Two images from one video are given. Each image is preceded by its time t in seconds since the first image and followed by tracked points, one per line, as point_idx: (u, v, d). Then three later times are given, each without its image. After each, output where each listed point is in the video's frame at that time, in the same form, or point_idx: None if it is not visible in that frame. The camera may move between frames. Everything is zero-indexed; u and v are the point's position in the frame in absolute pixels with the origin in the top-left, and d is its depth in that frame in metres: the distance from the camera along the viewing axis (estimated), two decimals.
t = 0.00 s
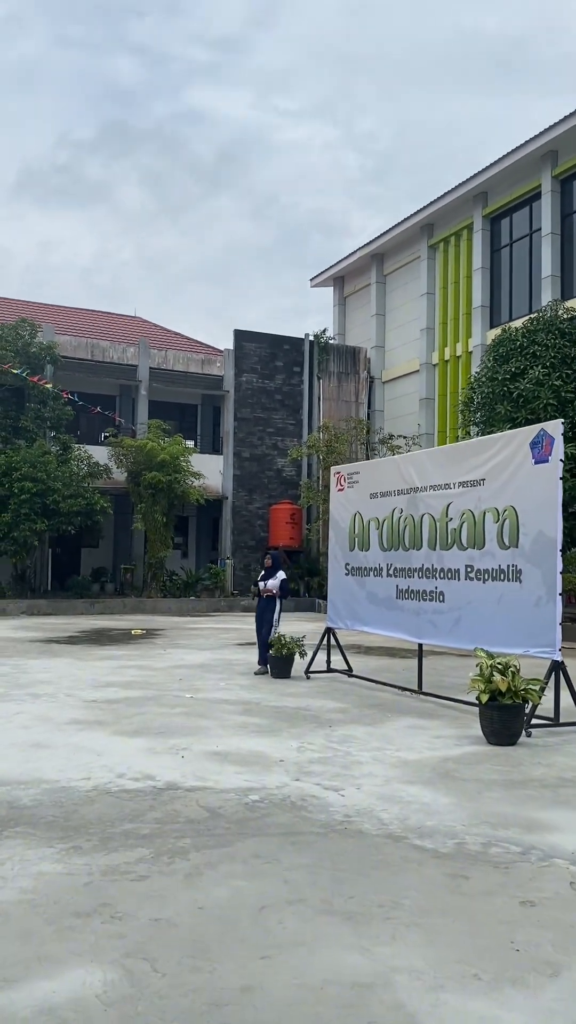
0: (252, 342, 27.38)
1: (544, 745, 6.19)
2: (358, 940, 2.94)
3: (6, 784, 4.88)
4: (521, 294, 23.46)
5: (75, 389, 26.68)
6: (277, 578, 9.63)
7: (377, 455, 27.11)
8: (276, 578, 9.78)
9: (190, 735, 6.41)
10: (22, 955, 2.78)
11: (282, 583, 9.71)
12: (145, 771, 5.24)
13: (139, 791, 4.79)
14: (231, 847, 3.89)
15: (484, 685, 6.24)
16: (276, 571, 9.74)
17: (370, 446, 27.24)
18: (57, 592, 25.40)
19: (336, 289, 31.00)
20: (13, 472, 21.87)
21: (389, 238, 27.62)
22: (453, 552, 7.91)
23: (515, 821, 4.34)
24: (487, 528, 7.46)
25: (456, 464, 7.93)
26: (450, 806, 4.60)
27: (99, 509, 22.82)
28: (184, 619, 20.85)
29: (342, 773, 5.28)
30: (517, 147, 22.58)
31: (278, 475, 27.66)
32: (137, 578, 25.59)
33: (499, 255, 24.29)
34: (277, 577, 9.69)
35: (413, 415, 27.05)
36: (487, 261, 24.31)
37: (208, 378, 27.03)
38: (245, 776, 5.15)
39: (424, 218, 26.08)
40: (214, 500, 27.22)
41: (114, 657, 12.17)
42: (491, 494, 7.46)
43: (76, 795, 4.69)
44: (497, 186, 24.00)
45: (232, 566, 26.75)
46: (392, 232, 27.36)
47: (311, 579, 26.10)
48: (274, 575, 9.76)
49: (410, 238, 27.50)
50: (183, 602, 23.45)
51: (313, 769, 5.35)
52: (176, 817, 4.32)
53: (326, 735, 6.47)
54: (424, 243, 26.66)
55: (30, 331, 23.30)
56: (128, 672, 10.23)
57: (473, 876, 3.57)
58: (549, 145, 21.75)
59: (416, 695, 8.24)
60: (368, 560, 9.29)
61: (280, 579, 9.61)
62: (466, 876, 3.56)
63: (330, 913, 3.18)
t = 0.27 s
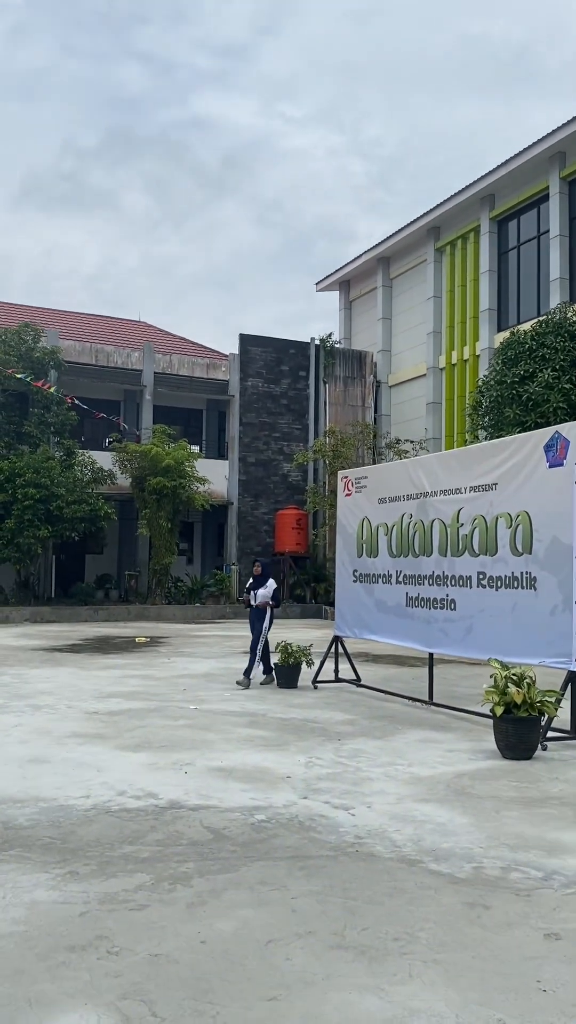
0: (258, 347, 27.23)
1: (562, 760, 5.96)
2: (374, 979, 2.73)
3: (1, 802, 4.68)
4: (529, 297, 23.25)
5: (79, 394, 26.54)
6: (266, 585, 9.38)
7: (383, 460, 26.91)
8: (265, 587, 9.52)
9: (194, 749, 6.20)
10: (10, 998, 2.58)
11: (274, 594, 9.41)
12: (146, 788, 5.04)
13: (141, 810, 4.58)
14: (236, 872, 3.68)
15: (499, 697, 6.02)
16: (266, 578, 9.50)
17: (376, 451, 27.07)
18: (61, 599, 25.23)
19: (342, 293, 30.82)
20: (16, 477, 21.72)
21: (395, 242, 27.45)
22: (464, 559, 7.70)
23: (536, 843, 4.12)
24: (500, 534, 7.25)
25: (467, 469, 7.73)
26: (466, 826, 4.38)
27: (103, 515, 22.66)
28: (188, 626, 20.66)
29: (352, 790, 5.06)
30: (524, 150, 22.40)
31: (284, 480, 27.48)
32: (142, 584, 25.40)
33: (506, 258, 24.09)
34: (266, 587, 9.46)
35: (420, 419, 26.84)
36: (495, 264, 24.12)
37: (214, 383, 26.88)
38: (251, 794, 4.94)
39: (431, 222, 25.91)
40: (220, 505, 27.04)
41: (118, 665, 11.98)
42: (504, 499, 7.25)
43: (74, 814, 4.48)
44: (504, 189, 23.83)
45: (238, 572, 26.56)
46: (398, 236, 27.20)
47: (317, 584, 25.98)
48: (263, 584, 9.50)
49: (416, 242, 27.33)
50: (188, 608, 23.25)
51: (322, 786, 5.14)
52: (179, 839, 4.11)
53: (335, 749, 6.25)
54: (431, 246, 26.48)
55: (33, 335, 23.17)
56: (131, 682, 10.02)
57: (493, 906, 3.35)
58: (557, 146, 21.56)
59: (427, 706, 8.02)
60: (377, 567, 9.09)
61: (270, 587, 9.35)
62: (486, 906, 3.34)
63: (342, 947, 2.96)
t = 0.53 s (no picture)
0: (262, 350, 27.10)
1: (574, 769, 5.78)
2: (382, 1009, 2.55)
3: None
4: (535, 299, 23.07)
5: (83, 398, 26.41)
6: (252, 585, 9.28)
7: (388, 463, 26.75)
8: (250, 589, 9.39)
9: (195, 757, 6.03)
10: None
11: (260, 594, 9.30)
12: (145, 799, 4.86)
13: (138, 821, 4.41)
14: (236, 890, 3.50)
15: (509, 704, 5.84)
16: (251, 579, 9.40)
17: (381, 455, 26.91)
18: (64, 603, 25.08)
19: (347, 296, 30.67)
20: (19, 481, 21.57)
21: (400, 244, 27.30)
22: (472, 562, 7.52)
23: (550, 859, 3.93)
24: (509, 536, 7.07)
25: (475, 470, 7.55)
26: (476, 840, 4.20)
27: (107, 518, 22.52)
28: (192, 631, 20.48)
29: (357, 801, 4.88)
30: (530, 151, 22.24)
31: (289, 483, 27.32)
32: (146, 589, 25.25)
33: (512, 260, 23.92)
34: (250, 589, 9.34)
35: (425, 423, 26.67)
36: (500, 266, 23.95)
37: (218, 386, 26.75)
38: (253, 805, 4.76)
39: (436, 224, 25.76)
40: (224, 509, 26.88)
41: (120, 671, 11.81)
42: (512, 501, 7.07)
43: (68, 826, 4.31)
44: (510, 190, 23.66)
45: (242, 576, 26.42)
46: (403, 238, 27.05)
47: (323, 589, 25.83)
48: (248, 585, 9.37)
49: (421, 244, 27.17)
50: (192, 613, 23.08)
51: (326, 797, 4.96)
52: (177, 853, 3.94)
53: (340, 758, 6.07)
54: (436, 249, 26.32)
55: (36, 339, 23.04)
56: (132, 688, 9.85)
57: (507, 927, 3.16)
58: (563, 147, 21.39)
59: (434, 713, 7.83)
60: (382, 571, 8.91)
61: (256, 587, 9.25)
62: (499, 926, 3.16)
63: (347, 973, 2.79)
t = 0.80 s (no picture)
0: (268, 352, 26.96)
1: None
2: None
3: None
4: (542, 300, 22.87)
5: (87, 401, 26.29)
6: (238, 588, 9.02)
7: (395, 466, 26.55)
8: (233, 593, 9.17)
9: (197, 765, 5.85)
10: None
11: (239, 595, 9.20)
12: (143, 808, 4.68)
13: (135, 833, 4.22)
14: (236, 907, 3.31)
15: (520, 710, 5.64)
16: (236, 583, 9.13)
17: (387, 458, 26.70)
18: (69, 608, 24.92)
19: (353, 299, 30.51)
20: (23, 484, 21.42)
21: (406, 246, 27.13)
22: (481, 563, 7.33)
23: (567, 875, 3.73)
24: (519, 536, 6.88)
25: (484, 469, 7.35)
26: (488, 853, 4.01)
27: (111, 522, 22.36)
28: (197, 635, 20.30)
29: (364, 811, 4.69)
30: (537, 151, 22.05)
31: (295, 487, 27.15)
32: (151, 593, 25.10)
33: (519, 261, 23.73)
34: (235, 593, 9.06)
35: (432, 425, 26.47)
36: (507, 267, 23.75)
37: (223, 389, 26.60)
38: (255, 815, 4.58)
39: (442, 225, 25.58)
40: (229, 513, 26.72)
41: (123, 675, 11.63)
42: (523, 500, 6.87)
43: (62, 839, 4.13)
44: (516, 191, 23.47)
45: (247, 581, 26.23)
46: (409, 240, 26.88)
47: (329, 593, 25.44)
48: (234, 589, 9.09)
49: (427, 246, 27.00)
50: (197, 617, 22.90)
51: (331, 807, 4.78)
52: (175, 867, 3.75)
53: (345, 765, 5.87)
54: (443, 250, 26.14)
55: (40, 342, 22.92)
56: (134, 693, 9.66)
57: (524, 949, 2.97)
58: (570, 147, 21.21)
59: (443, 718, 7.64)
60: (389, 573, 8.72)
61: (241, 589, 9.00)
62: (515, 948, 2.96)
63: (353, 999, 2.59)
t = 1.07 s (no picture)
0: (275, 357, 26.83)
1: None
2: None
3: None
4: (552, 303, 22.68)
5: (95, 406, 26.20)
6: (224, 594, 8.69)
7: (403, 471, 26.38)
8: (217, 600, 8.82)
9: (204, 778, 5.68)
10: None
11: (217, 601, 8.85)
12: (148, 825, 4.51)
13: (139, 853, 4.05)
14: (245, 935, 3.13)
15: (538, 722, 5.45)
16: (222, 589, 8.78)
17: (396, 462, 26.52)
18: (76, 613, 24.81)
19: (361, 303, 30.37)
20: (30, 490, 21.31)
21: (415, 249, 26.99)
22: (495, 569, 7.14)
23: None
24: (535, 542, 6.69)
25: (498, 473, 7.17)
26: (509, 874, 3.82)
27: (119, 527, 22.24)
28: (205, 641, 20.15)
29: (378, 829, 4.51)
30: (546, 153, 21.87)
31: (302, 491, 27.00)
32: (158, 598, 24.98)
33: (529, 264, 23.55)
34: (223, 598, 8.74)
35: (441, 429, 26.30)
36: (516, 270, 23.57)
37: (231, 393, 26.49)
38: (265, 832, 4.40)
39: (451, 228, 25.43)
40: (237, 518, 26.60)
41: (129, 683, 11.46)
42: (538, 505, 6.69)
43: (63, 859, 3.95)
44: (525, 193, 23.29)
45: (255, 586, 26.08)
46: (417, 243, 26.73)
47: (337, 598, 25.40)
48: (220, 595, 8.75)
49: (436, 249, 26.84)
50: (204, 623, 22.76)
51: (343, 824, 4.59)
52: (181, 891, 3.58)
53: (357, 779, 5.68)
54: (451, 254, 25.98)
55: (47, 347, 22.85)
56: (140, 701, 9.48)
57: (552, 982, 2.78)
58: None
59: (456, 728, 7.45)
60: (400, 580, 8.54)
61: (228, 595, 8.68)
62: (542, 983, 2.78)
63: None
